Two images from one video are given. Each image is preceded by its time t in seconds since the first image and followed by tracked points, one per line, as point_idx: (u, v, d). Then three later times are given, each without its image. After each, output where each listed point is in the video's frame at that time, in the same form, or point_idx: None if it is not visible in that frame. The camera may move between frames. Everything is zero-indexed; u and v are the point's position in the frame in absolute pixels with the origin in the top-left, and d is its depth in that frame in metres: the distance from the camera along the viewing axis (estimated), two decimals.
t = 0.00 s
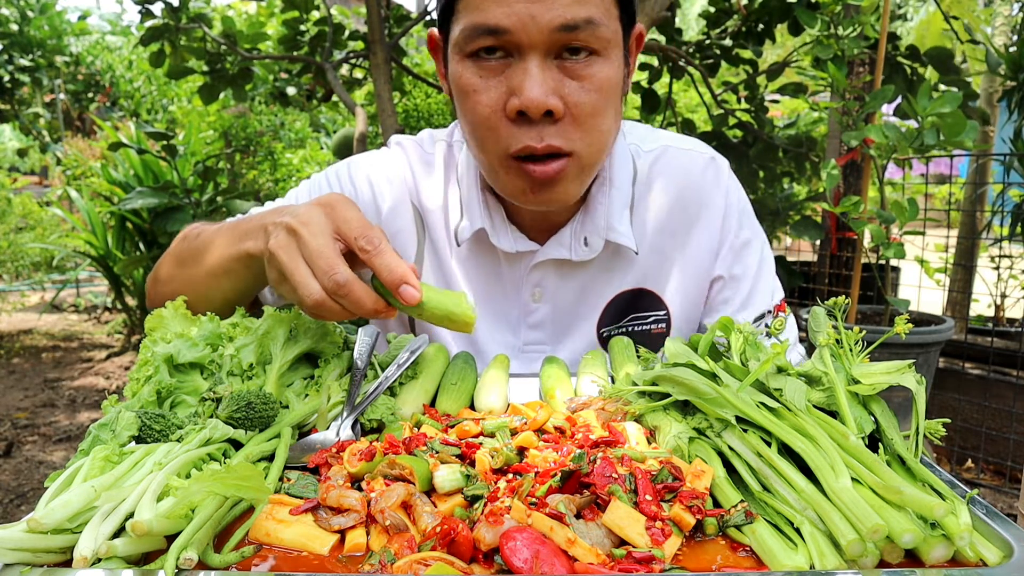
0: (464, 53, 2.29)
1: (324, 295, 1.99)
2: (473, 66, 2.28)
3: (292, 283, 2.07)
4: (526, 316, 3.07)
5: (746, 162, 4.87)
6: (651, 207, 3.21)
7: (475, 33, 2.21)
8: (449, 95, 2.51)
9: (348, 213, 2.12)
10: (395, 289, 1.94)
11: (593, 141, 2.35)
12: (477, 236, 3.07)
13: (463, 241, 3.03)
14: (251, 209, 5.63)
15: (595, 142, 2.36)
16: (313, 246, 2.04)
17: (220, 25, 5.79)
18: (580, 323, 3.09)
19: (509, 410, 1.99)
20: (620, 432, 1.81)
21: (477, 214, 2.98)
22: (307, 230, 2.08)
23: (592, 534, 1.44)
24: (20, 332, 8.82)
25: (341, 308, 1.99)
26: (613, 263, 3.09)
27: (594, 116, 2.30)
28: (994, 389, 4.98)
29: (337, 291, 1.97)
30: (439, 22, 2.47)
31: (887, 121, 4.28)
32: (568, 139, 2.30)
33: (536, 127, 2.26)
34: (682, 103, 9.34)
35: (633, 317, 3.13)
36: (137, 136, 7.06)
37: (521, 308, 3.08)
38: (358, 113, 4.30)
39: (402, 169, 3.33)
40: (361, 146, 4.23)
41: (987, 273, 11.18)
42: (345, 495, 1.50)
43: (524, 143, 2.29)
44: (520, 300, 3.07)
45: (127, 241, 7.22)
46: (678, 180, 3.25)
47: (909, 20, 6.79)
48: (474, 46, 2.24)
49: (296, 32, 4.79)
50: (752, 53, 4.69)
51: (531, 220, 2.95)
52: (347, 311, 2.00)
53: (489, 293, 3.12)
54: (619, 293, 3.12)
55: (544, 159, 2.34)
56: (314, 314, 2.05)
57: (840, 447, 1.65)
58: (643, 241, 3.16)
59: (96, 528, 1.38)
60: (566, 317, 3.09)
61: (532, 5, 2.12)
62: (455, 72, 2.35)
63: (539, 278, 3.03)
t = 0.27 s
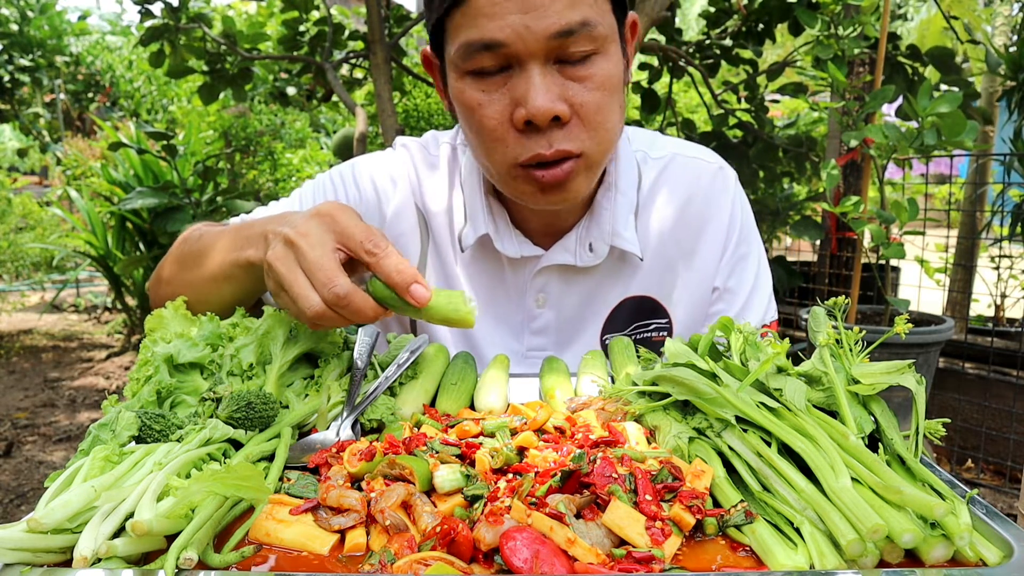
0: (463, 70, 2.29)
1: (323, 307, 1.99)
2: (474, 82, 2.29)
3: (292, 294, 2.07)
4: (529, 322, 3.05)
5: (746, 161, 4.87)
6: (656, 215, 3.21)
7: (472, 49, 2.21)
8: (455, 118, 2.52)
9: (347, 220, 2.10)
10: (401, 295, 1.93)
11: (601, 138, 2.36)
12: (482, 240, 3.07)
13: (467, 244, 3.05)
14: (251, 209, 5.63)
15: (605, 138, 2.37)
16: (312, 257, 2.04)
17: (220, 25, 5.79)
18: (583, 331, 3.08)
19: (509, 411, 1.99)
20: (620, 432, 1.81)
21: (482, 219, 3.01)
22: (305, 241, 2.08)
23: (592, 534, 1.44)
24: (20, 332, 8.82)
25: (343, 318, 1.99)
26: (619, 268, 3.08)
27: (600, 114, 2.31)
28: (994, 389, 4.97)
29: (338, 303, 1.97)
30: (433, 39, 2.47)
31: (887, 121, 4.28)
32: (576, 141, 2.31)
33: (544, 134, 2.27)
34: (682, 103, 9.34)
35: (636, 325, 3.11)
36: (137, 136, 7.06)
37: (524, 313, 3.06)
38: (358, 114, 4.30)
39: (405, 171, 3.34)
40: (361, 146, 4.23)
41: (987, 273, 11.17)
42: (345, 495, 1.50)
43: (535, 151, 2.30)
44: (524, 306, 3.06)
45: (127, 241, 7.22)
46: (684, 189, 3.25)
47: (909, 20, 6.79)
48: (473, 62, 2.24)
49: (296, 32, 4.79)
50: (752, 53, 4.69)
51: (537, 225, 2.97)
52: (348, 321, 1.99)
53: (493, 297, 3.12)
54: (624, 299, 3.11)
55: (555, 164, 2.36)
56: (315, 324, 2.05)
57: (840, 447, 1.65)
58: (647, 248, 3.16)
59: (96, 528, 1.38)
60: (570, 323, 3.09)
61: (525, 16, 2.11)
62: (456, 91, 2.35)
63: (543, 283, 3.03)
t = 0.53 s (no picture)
0: (479, 90, 2.28)
1: (312, 312, 1.99)
2: (491, 101, 2.28)
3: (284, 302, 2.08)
4: (539, 329, 3.06)
5: (746, 161, 4.87)
6: (664, 220, 3.20)
7: (489, 71, 2.20)
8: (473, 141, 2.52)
9: (338, 227, 2.12)
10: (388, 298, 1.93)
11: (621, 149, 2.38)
12: (490, 250, 3.04)
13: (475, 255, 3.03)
14: (251, 209, 5.63)
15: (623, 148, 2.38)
16: (302, 264, 2.05)
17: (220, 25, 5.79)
18: (593, 337, 3.08)
19: (509, 411, 1.99)
20: (620, 432, 1.81)
21: (490, 227, 2.98)
22: (296, 248, 2.10)
23: (592, 534, 1.44)
24: (20, 332, 8.82)
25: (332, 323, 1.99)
26: (628, 275, 3.09)
27: (619, 127, 2.30)
28: (994, 389, 4.97)
29: (326, 308, 1.97)
30: (448, 65, 2.45)
31: (887, 121, 4.28)
32: (597, 154, 2.32)
33: (566, 151, 2.27)
34: (682, 103, 9.34)
35: (645, 329, 3.12)
36: (137, 136, 7.06)
37: (534, 320, 3.07)
38: (359, 114, 4.30)
39: (410, 178, 3.33)
40: (362, 146, 4.23)
41: (987, 273, 11.17)
42: (345, 495, 1.50)
43: (559, 167, 2.31)
44: (533, 313, 3.07)
45: (127, 241, 7.22)
46: (693, 194, 3.23)
47: (910, 20, 6.79)
48: (489, 83, 2.22)
49: (296, 32, 4.79)
50: (752, 53, 4.69)
51: (547, 232, 2.96)
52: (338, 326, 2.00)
53: (502, 304, 3.12)
54: (633, 305, 3.13)
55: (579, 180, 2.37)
56: (308, 332, 2.05)
57: (840, 447, 1.65)
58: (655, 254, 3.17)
59: (96, 528, 1.38)
60: (580, 329, 3.09)
61: (543, 38, 2.09)
62: (474, 111, 2.35)
63: (552, 291, 3.03)
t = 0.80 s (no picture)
0: (474, 52, 2.30)
1: (330, 302, 1.99)
2: (481, 67, 2.29)
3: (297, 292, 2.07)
4: (538, 330, 3.04)
5: (746, 161, 4.88)
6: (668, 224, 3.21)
7: (484, 33, 2.22)
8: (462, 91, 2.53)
9: (350, 223, 2.13)
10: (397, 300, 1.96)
11: (595, 146, 2.34)
12: (490, 248, 3.04)
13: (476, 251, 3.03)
14: (251, 209, 5.63)
15: (597, 146, 2.34)
16: (320, 255, 2.06)
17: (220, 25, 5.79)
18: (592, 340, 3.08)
19: (509, 411, 1.99)
20: (620, 432, 1.81)
21: (492, 224, 2.97)
22: (311, 241, 2.09)
23: (592, 534, 1.44)
24: (20, 332, 8.82)
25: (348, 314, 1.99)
26: (627, 279, 3.09)
27: (599, 121, 2.29)
28: (994, 389, 4.97)
29: (346, 297, 1.98)
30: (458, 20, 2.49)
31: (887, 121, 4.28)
32: (569, 144, 2.29)
33: (539, 129, 2.27)
34: (682, 103, 9.34)
35: (647, 334, 3.09)
36: (137, 136, 7.06)
37: (532, 321, 3.05)
38: (359, 114, 4.30)
39: (412, 178, 3.34)
40: (361, 146, 4.23)
41: (987, 273, 11.17)
42: (345, 495, 1.50)
43: (526, 144, 2.30)
44: (532, 313, 3.05)
45: (127, 241, 7.22)
46: (697, 199, 3.25)
47: (910, 20, 6.78)
48: (482, 47, 2.25)
49: (296, 32, 4.79)
50: (752, 53, 4.69)
51: (546, 232, 2.97)
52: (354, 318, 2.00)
53: (501, 305, 3.11)
54: (634, 309, 3.11)
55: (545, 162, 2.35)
56: (319, 322, 2.05)
57: (840, 447, 1.65)
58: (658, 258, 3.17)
59: (96, 528, 1.38)
60: (578, 330, 3.09)
61: (538, 9, 2.13)
62: (465, 70, 2.36)
63: (551, 291, 3.02)
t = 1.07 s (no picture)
0: (485, 47, 2.30)
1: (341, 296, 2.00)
2: (492, 61, 2.30)
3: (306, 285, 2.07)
4: (541, 327, 3.03)
5: (746, 162, 4.89)
6: (670, 222, 3.20)
7: (495, 28, 2.22)
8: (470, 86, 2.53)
9: (360, 218, 2.14)
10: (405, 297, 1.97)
11: (606, 139, 2.32)
12: (496, 242, 3.05)
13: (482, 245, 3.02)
14: (251, 209, 5.63)
15: (607, 140, 2.33)
16: (330, 250, 2.06)
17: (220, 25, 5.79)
18: (596, 337, 3.07)
19: (509, 411, 1.99)
20: (620, 432, 1.81)
21: (498, 219, 2.96)
22: (322, 233, 2.09)
23: (592, 534, 1.44)
24: (20, 332, 8.82)
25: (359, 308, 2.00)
26: (630, 277, 3.09)
27: (608, 115, 2.28)
28: (994, 389, 4.98)
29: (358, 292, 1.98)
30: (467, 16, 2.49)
31: (887, 121, 4.27)
32: (579, 138, 2.28)
33: (548, 123, 2.26)
34: (682, 103, 9.33)
35: (648, 332, 3.11)
36: (137, 136, 7.06)
37: (536, 317, 3.05)
38: (359, 114, 4.30)
39: (417, 176, 3.34)
40: (361, 146, 4.22)
41: (988, 273, 11.17)
42: (345, 495, 1.50)
43: (535, 138, 2.29)
44: (535, 310, 3.05)
45: (127, 241, 7.22)
46: (699, 198, 3.24)
47: (910, 20, 6.78)
48: (492, 43, 2.26)
49: (296, 32, 4.79)
50: (752, 53, 4.69)
51: (551, 229, 2.98)
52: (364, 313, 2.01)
53: (504, 303, 3.10)
54: (636, 307, 3.11)
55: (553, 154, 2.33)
56: (327, 315, 2.05)
57: (840, 448, 1.65)
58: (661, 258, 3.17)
59: (96, 528, 1.38)
60: (582, 329, 3.08)
61: (549, 5, 2.13)
62: (475, 65, 2.36)
63: (555, 288, 3.02)
